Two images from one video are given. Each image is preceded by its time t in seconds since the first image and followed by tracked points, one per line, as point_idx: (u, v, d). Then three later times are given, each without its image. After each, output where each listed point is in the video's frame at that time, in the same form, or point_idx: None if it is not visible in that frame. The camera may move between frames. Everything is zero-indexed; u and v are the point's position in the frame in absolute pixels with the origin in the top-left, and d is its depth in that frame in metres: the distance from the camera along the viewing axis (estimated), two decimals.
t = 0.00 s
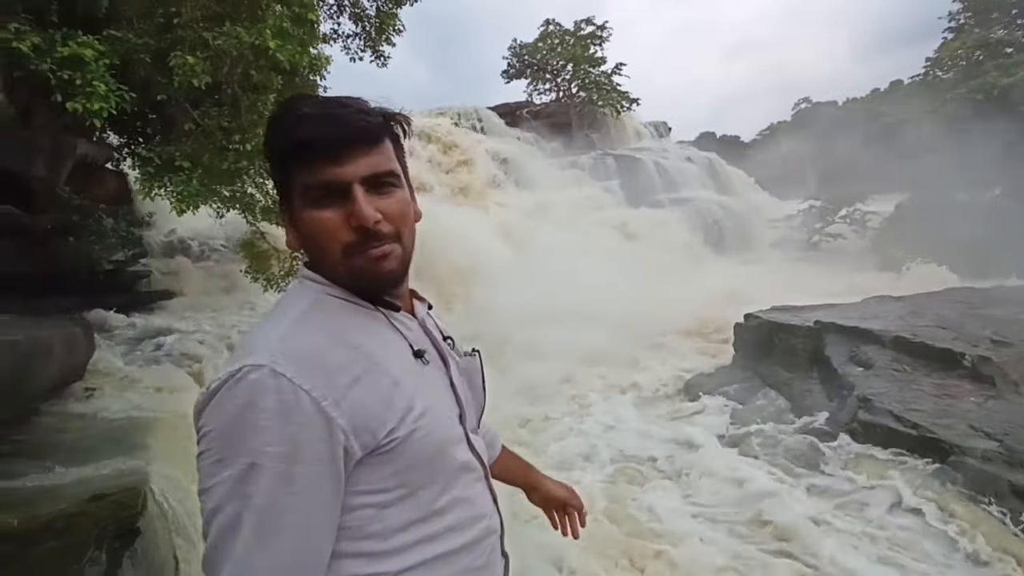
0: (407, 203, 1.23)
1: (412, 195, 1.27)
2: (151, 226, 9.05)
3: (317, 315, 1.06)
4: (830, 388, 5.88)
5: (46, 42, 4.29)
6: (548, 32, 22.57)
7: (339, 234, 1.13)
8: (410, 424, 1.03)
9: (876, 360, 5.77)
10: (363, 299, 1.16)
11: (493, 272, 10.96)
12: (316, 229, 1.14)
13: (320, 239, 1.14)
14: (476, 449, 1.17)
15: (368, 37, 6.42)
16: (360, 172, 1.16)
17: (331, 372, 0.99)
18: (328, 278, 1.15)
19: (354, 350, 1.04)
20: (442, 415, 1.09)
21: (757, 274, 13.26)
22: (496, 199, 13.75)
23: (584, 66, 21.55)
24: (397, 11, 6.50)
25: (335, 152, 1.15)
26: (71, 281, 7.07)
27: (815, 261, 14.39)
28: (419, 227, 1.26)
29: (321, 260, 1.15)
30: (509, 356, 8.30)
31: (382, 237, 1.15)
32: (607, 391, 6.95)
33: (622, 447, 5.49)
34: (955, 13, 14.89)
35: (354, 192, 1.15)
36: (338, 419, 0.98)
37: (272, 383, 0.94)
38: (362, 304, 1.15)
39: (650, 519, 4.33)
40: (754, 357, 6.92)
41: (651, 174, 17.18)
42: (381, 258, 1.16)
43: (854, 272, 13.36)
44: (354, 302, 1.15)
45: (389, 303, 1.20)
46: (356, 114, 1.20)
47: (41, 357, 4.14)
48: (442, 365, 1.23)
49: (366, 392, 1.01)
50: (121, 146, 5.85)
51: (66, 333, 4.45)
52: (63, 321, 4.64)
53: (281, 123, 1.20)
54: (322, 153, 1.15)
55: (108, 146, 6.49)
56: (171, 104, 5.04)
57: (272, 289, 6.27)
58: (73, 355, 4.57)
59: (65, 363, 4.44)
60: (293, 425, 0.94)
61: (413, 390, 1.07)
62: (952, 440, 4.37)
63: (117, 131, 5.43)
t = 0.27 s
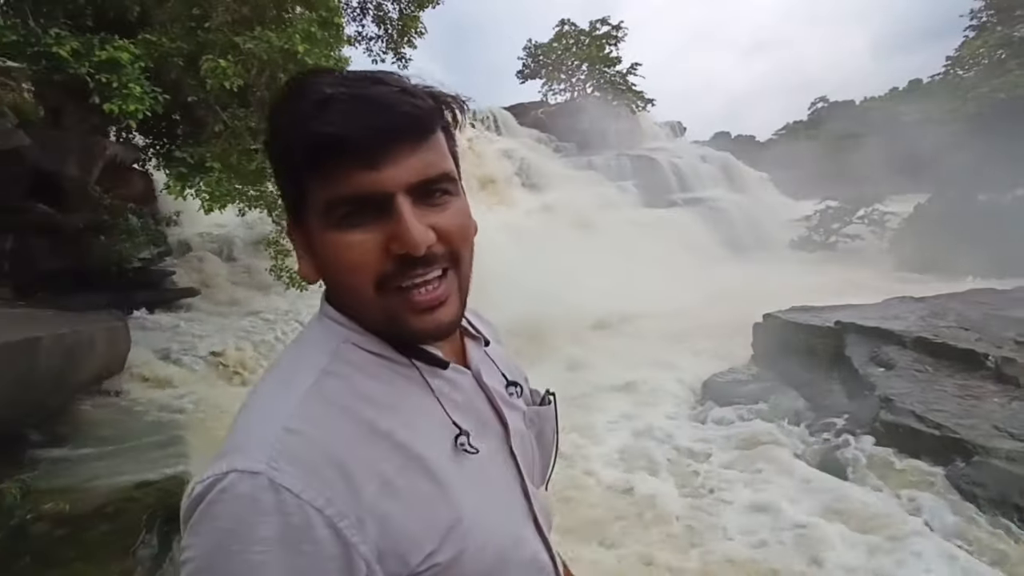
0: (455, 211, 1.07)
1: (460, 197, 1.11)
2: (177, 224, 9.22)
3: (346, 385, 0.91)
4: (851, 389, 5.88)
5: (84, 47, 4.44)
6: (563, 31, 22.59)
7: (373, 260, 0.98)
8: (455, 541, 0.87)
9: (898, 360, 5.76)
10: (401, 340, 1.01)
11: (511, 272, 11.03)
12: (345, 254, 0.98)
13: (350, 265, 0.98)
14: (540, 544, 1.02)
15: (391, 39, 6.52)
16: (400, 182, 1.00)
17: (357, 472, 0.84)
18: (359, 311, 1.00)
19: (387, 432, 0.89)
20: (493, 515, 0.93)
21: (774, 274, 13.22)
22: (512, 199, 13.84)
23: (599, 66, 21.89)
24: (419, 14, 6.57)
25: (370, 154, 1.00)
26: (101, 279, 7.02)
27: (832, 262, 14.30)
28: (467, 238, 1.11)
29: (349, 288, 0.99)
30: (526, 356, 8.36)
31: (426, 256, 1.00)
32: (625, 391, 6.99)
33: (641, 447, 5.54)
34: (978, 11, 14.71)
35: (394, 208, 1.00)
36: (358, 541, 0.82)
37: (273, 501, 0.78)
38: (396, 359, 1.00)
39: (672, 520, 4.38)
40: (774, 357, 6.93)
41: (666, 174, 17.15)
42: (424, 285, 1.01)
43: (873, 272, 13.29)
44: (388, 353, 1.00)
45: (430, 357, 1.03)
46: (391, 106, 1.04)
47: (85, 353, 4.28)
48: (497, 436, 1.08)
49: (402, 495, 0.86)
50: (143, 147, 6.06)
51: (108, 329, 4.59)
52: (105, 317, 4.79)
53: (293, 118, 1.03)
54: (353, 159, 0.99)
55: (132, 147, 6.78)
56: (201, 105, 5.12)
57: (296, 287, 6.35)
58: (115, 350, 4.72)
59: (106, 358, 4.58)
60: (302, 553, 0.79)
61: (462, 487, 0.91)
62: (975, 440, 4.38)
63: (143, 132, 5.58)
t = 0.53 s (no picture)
0: (477, 141, 0.96)
1: (485, 124, 0.99)
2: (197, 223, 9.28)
3: (370, 342, 0.82)
4: (865, 390, 5.89)
5: (114, 51, 4.57)
6: (575, 32, 22.58)
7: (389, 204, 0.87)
8: (505, 518, 0.79)
9: (913, 363, 5.77)
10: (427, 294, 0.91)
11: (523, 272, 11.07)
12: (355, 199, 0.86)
13: (363, 212, 0.87)
14: (579, 523, 0.94)
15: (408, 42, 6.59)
16: (411, 112, 0.88)
17: (393, 441, 0.75)
18: (378, 267, 0.89)
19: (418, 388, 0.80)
20: (539, 485, 0.85)
21: (786, 276, 13.20)
22: (525, 199, 13.89)
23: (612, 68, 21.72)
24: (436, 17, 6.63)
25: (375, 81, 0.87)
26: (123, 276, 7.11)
27: (845, 264, 14.25)
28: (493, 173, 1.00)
29: (360, 241, 0.88)
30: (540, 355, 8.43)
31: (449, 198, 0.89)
32: (639, 391, 7.04)
33: (656, 447, 5.58)
34: (994, 12, 14.57)
35: (409, 142, 0.88)
36: (401, 522, 0.72)
37: (298, 476, 0.69)
38: (424, 314, 0.91)
39: (686, 520, 4.44)
40: (787, 359, 6.95)
41: (678, 175, 17.16)
42: (451, 228, 0.90)
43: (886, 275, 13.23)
44: (413, 311, 0.91)
45: (460, 313, 0.95)
46: (385, 19, 0.90)
47: (117, 349, 4.40)
48: (533, 404, 1.01)
49: (442, 461, 0.77)
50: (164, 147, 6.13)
51: (139, 326, 4.70)
52: (133, 312, 4.93)
53: (274, 46, 0.89)
54: (353, 86, 0.87)
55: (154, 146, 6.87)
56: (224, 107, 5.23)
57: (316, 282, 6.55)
58: (145, 347, 4.84)
59: (138, 352, 4.72)
60: (336, 536, 0.69)
61: (506, 452, 0.83)
62: (991, 442, 4.39)
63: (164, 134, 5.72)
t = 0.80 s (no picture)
0: (427, 139, 0.87)
1: (436, 122, 0.91)
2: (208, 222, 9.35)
3: (303, 394, 0.74)
4: (875, 394, 5.86)
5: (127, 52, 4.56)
6: (583, 33, 22.58)
7: (324, 217, 0.76)
8: None
9: (924, 367, 5.73)
10: (375, 318, 0.81)
11: (531, 272, 11.08)
12: (280, 214, 0.76)
13: (289, 227, 0.76)
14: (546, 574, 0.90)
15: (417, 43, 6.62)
16: (344, 105, 0.79)
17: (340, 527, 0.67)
18: (318, 291, 0.78)
19: (372, 449, 0.73)
20: (507, 542, 0.81)
21: (795, 278, 13.14)
22: (532, 200, 13.91)
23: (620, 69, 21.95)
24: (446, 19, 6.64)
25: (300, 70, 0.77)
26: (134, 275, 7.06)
27: (854, 266, 14.18)
28: (450, 174, 0.90)
29: (293, 269, 0.77)
30: (547, 356, 8.43)
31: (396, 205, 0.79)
32: (646, 393, 7.05)
33: (663, 449, 5.60)
34: (1006, 14, 14.43)
35: (345, 140, 0.78)
36: None
37: None
38: (376, 356, 0.85)
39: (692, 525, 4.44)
40: (796, 361, 6.93)
41: (685, 177, 17.12)
42: (402, 244, 0.81)
43: (895, 278, 13.16)
44: (352, 351, 0.83)
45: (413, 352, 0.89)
46: None
47: (131, 348, 4.45)
48: (500, 450, 0.97)
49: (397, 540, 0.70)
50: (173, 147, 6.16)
51: (153, 326, 4.75)
52: (146, 313, 4.98)
53: (165, 53, 0.79)
54: (281, 70, 0.76)
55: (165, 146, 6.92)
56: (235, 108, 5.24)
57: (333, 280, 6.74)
58: (158, 346, 4.88)
59: (150, 352, 4.77)
60: None
61: (471, 517, 0.77)
62: (1002, 446, 4.33)
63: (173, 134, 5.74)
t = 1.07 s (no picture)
0: (263, 139, 0.93)
1: (293, 114, 1.02)
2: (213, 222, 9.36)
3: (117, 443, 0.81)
4: (880, 398, 5.84)
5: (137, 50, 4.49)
6: (589, 34, 22.55)
7: (132, 217, 0.78)
8: None
9: (930, 371, 5.70)
10: (209, 345, 0.81)
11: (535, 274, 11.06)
12: (76, 208, 0.75)
13: (87, 225, 0.76)
14: None
15: (423, 44, 6.61)
16: (160, 67, 0.83)
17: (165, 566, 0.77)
18: (131, 316, 0.77)
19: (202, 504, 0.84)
20: None
21: (800, 281, 13.08)
22: (537, 201, 13.89)
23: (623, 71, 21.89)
24: (452, 19, 6.63)
25: (93, 78, 0.79)
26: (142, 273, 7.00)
27: (860, 270, 14.11)
28: (300, 174, 0.97)
29: (86, 274, 0.76)
30: (551, 357, 8.42)
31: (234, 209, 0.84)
32: (649, 395, 7.03)
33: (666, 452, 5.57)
34: (1015, 16, 14.33)
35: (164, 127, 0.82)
36: None
37: None
38: (195, 422, 0.91)
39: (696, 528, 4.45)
40: (801, 365, 6.91)
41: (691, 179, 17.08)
42: (239, 255, 0.84)
43: (901, 281, 13.08)
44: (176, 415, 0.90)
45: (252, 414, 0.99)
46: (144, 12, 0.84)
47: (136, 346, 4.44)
48: (360, 527, 1.11)
49: None
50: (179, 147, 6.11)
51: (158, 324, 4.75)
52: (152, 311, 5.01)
53: None
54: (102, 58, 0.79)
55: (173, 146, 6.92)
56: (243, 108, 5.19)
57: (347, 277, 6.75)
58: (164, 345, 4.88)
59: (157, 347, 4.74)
60: None
61: None
62: (1011, 452, 4.28)
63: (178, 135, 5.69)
